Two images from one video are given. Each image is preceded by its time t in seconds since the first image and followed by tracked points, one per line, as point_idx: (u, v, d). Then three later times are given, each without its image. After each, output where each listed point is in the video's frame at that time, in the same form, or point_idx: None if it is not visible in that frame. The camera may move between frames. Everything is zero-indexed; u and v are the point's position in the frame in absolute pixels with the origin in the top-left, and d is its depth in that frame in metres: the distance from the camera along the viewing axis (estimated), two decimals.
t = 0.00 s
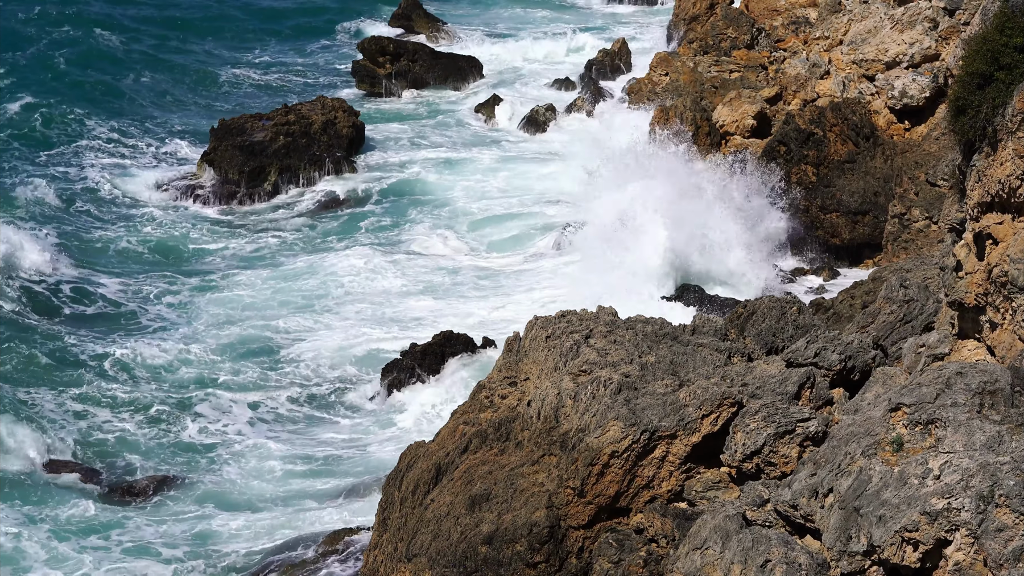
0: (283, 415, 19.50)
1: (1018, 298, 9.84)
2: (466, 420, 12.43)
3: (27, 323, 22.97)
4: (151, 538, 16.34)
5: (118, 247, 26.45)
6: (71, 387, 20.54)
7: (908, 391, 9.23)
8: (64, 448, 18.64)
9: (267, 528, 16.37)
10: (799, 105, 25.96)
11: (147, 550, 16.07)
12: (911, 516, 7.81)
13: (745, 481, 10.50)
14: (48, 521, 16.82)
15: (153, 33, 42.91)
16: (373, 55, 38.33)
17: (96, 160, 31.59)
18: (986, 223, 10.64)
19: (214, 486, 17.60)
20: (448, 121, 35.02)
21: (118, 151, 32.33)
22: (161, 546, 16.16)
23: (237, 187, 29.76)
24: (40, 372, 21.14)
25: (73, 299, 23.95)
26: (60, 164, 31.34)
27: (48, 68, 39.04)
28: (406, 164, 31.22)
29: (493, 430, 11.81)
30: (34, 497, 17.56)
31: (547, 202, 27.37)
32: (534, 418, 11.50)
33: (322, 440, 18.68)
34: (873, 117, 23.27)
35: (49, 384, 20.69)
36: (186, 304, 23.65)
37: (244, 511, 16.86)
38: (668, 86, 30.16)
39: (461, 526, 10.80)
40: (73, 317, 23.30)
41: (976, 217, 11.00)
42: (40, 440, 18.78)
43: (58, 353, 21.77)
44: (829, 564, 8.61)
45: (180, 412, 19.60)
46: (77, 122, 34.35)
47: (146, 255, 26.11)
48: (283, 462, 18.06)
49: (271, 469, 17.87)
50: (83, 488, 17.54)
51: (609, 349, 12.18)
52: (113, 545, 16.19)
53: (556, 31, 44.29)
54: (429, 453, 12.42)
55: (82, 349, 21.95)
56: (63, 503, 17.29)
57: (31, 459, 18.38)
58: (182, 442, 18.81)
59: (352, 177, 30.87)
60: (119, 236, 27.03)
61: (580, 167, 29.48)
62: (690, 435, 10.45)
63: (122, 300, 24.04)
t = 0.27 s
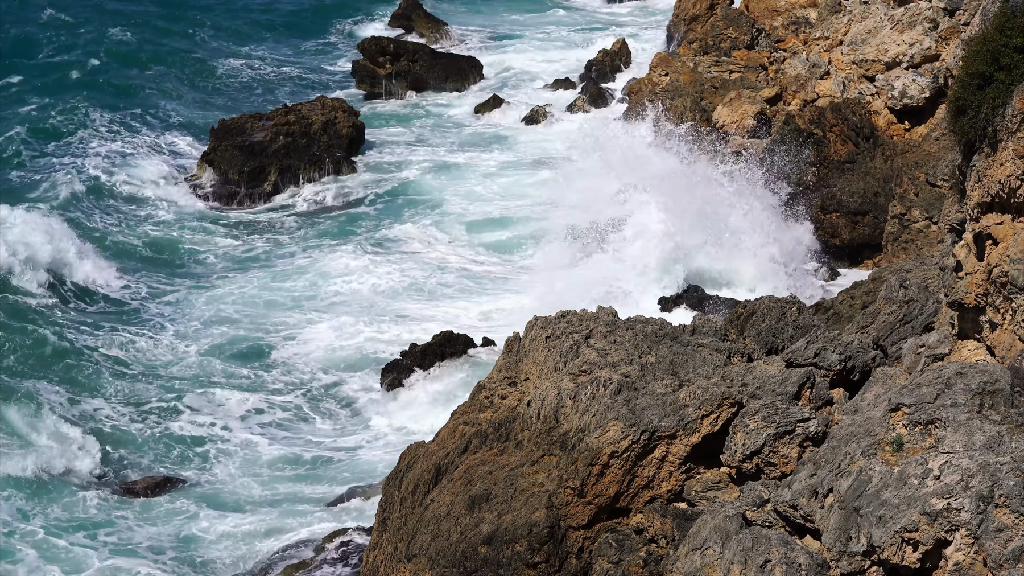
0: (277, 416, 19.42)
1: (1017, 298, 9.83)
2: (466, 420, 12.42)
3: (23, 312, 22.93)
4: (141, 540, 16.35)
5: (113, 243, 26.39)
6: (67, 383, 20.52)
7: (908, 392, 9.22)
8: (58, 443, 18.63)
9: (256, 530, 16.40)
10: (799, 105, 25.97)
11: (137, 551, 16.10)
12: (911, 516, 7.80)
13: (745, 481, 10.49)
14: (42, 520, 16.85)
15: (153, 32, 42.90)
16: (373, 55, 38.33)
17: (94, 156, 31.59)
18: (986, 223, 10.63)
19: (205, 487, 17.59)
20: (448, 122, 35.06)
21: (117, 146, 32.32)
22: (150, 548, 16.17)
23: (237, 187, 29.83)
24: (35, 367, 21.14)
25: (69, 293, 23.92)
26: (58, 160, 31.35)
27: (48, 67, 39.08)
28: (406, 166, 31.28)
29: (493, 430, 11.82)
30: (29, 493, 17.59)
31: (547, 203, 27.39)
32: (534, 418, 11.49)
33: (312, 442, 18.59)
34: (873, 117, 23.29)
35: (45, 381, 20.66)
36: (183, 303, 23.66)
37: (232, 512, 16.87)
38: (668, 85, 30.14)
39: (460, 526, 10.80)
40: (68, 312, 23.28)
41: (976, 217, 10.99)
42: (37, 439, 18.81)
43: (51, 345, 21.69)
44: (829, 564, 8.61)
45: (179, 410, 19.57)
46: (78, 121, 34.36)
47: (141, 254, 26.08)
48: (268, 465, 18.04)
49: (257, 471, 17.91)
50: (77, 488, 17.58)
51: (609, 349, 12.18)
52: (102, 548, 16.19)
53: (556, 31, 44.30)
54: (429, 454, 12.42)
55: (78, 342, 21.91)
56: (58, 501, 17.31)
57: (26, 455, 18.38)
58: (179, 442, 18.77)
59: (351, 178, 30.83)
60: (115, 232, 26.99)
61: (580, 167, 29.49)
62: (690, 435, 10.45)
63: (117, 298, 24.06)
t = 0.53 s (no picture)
0: (278, 415, 19.39)
1: (1017, 299, 9.82)
2: (465, 420, 12.43)
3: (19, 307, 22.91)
4: (134, 537, 16.37)
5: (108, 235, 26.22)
6: (64, 380, 20.52)
7: (907, 392, 9.22)
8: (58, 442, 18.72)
9: (252, 529, 16.45)
10: (799, 105, 25.97)
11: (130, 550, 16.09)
12: (911, 516, 7.80)
13: (744, 482, 10.49)
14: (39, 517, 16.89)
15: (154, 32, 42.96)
16: (373, 55, 38.33)
17: (92, 152, 31.59)
18: (986, 223, 10.62)
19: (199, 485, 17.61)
20: (448, 121, 35.08)
21: (116, 143, 32.32)
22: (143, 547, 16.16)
23: (236, 187, 29.80)
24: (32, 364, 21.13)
25: (71, 287, 24.01)
26: (57, 157, 31.36)
27: (49, 66, 39.12)
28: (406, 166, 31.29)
29: (493, 430, 11.81)
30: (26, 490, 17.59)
31: (548, 203, 27.42)
32: (534, 419, 11.49)
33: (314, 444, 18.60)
34: (873, 117, 23.28)
35: (41, 379, 20.63)
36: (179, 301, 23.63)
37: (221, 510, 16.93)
38: (668, 85, 30.12)
39: (460, 526, 10.80)
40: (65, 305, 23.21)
41: (976, 217, 10.99)
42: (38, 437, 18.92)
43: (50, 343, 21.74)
44: (829, 564, 8.60)
45: (181, 408, 19.62)
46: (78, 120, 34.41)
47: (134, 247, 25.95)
48: (253, 466, 18.04)
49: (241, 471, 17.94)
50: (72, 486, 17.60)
51: (609, 350, 12.18)
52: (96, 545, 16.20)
53: (555, 32, 44.31)
54: (428, 454, 12.42)
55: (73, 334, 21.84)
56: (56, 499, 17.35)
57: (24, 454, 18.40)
58: (179, 441, 18.79)
59: (350, 179, 30.82)
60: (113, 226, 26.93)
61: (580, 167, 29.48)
62: (690, 435, 10.45)
63: (113, 292, 23.99)
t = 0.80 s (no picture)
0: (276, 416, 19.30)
1: (1017, 299, 9.82)
2: (465, 420, 12.43)
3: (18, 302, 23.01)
4: (133, 531, 16.46)
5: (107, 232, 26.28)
6: (70, 374, 20.66)
7: (907, 392, 9.22)
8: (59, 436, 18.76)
9: (250, 527, 16.47)
10: (799, 105, 26.00)
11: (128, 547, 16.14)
12: (911, 516, 7.80)
13: (744, 482, 10.49)
14: (38, 510, 16.90)
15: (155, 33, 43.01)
16: (373, 55, 38.34)
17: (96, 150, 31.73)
18: (986, 223, 10.61)
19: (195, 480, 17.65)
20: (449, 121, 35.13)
21: (119, 140, 32.42)
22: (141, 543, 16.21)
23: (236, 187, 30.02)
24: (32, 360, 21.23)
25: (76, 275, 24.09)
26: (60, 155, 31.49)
27: (49, 66, 39.20)
28: (406, 166, 31.30)
29: (493, 430, 11.81)
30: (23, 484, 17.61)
31: (548, 203, 27.48)
32: (533, 419, 11.49)
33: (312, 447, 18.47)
34: (873, 117, 23.29)
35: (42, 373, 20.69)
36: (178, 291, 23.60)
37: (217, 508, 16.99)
38: (668, 86, 30.15)
39: (460, 526, 10.80)
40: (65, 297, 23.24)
41: (976, 217, 10.99)
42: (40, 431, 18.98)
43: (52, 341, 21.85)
44: (829, 565, 8.60)
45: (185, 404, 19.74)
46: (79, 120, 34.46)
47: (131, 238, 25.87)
48: (250, 462, 18.08)
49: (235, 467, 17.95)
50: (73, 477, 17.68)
51: (608, 350, 12.19)
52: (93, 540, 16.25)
53: (555, 32, 44.34)
54: (428, 453, 12.42)
55: (78, 333, 22.04)
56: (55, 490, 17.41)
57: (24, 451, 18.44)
58: (180, 433, 18.77)
59: (350, 179, 30.75)
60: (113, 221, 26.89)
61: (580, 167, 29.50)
62: (690, 435, 10.45)
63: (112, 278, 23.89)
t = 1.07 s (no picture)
0: (276, 415, 19.35)
1: (1017, 299, 9.81)
2: (465, 420, 12.44)
3: (21, 308, 22.98)
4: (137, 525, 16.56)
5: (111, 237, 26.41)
6: (76, 374, 20.80)
7: (907, 392, 9.22)
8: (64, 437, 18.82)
9: (251, 527, 16.53)
10: (799, 105, 26.02)
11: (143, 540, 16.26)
12: (911, 516, 7.80)
13: (744, 482, 10.49)
14: (51, 506, 16.92)
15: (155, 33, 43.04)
16: (373, 55, 38.35)
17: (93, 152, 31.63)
18: (985, 223, 10.60)
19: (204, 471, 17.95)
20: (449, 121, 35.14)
21: (117, 142, 32.42)
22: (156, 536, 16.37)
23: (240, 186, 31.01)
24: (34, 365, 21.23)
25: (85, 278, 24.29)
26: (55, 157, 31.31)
27: (50, 65, 39.20)
28: (406, 166, 31.33)
29: (493, 430, 11.81)
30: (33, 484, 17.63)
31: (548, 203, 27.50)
32: (534, 419, 11.49)
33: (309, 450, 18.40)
34: (873, 117, 23.29)
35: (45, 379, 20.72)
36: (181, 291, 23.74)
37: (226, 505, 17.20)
38: (668, 86, 30.16)
39: (460, 526, 10.80)
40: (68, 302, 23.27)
41: (976, 217, 10.99)
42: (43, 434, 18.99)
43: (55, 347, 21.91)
44: (829, 564, 8.59)
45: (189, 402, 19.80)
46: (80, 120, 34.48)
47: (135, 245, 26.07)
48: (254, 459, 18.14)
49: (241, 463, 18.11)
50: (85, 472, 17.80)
51: (608, 349, 12.19)
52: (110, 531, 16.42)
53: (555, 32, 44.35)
54: (428, 453, 12.42)
55: (79, 338, 22.11)
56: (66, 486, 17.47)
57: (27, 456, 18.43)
58: (183, 432, 18.87)
59: (349, 179, 30.74)
60: (115, 225, 27.00)
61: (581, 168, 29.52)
62: (690, 435, 10.44)
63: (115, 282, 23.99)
